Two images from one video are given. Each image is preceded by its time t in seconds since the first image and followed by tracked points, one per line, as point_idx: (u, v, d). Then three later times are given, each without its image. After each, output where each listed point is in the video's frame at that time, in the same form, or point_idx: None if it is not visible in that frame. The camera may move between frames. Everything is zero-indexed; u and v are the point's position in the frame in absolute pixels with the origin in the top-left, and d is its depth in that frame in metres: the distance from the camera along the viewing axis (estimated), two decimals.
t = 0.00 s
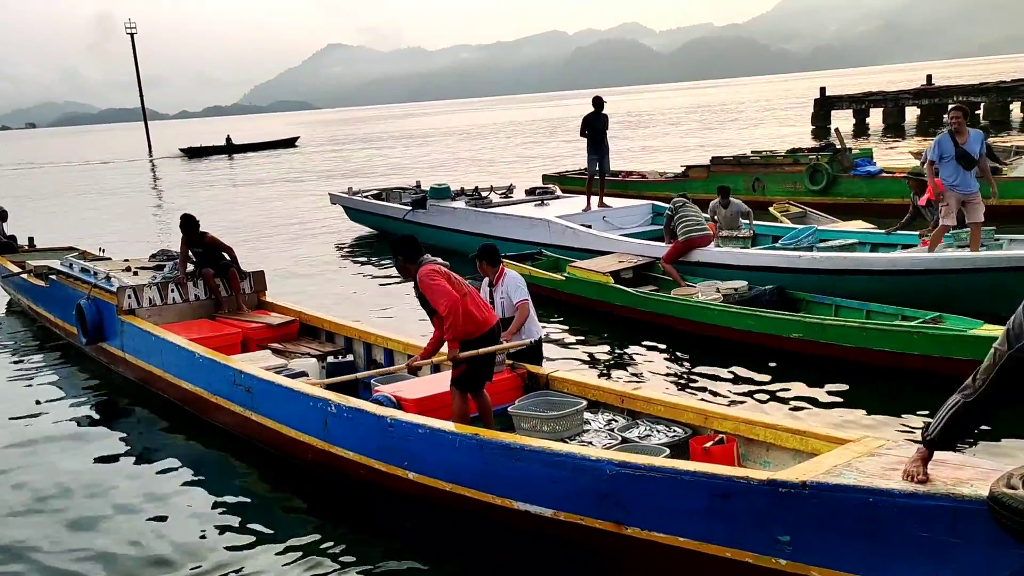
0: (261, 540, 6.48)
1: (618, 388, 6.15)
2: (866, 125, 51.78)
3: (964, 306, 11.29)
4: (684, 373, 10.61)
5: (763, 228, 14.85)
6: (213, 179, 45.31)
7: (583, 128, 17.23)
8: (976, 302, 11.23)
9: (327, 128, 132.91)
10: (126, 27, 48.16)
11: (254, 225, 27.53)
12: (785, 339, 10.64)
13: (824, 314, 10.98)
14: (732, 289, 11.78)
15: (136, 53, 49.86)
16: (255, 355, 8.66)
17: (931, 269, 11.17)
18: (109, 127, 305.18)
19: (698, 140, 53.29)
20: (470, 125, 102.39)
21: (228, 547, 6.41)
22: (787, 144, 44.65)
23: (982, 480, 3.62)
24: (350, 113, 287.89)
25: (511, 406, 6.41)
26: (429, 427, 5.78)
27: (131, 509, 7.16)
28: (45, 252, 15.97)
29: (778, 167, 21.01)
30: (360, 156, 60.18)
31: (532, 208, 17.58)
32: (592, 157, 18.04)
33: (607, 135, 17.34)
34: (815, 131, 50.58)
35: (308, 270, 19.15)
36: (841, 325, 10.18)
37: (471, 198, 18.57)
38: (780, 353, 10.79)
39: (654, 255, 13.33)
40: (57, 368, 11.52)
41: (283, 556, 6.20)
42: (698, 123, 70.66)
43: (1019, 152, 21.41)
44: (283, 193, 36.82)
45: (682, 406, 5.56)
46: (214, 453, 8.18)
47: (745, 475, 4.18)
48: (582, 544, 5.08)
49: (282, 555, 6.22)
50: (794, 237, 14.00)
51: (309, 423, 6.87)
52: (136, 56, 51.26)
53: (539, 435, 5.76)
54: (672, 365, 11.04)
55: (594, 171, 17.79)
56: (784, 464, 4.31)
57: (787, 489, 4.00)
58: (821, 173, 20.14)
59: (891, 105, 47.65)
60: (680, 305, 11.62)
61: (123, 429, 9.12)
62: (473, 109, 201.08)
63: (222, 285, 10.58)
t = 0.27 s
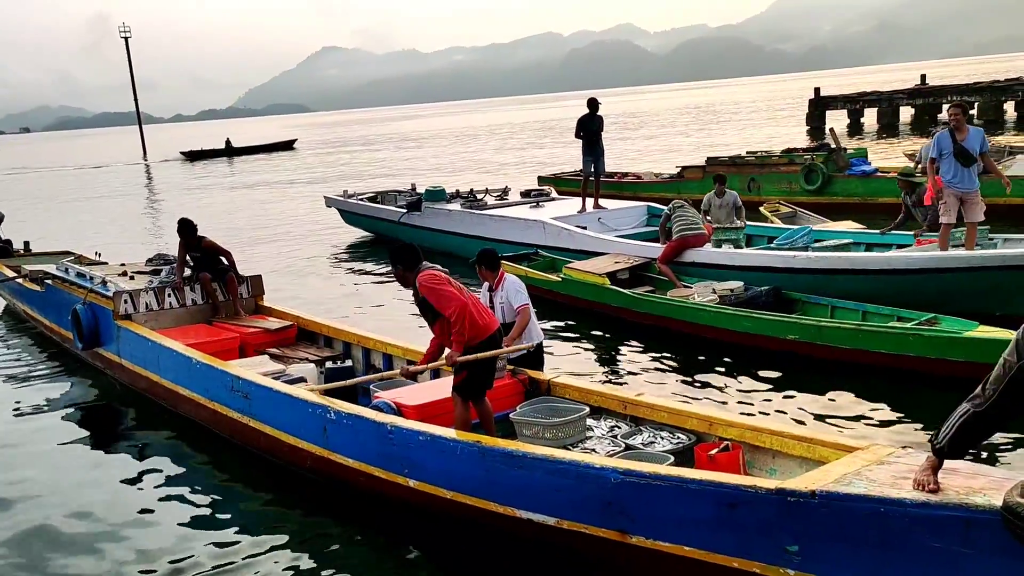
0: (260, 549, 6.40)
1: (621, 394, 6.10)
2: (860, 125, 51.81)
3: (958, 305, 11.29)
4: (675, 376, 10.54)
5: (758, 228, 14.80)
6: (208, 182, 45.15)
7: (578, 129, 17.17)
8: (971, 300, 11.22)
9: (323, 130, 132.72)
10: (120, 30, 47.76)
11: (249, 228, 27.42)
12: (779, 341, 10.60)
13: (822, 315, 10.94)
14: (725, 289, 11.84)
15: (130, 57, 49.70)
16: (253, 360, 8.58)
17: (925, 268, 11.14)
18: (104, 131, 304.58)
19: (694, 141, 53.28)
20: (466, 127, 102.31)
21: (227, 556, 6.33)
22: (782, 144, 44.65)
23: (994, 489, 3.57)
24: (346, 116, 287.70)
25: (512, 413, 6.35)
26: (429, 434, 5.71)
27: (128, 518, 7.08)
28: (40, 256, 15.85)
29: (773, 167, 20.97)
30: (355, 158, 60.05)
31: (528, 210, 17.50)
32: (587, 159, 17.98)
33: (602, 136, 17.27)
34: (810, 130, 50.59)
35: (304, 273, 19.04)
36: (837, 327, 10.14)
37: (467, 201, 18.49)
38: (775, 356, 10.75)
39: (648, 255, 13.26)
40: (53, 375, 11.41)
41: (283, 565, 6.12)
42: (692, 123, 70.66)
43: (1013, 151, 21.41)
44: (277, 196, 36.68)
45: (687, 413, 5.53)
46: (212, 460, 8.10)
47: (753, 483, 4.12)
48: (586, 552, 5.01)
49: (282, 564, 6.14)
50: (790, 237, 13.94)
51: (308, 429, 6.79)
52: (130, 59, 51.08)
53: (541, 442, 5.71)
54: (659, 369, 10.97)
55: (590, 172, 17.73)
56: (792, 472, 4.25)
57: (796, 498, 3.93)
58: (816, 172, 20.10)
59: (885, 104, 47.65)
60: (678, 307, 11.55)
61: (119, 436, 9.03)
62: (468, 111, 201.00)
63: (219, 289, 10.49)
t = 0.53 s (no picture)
0: (260, 555, 6.33)
1: (622, 398, 6.05)
2: (855, 125, 51.84)
3: (954, 306, 11.26)
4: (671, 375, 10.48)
5: (753, 228, 14.76)
6: (202, 185, 44.98)
7: (573, 131, 17.11)
8: (967, 301, 11.19)
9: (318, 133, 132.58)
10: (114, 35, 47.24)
11: (244, 231, 27.32)
12: (776, 340, 10.56)
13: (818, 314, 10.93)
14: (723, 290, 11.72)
15: (124, 61, 49.57)
16: (250, 365, 8.51)
17: (920, 267, 11.11)
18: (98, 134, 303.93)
19: (689, 142, 53.24)
20: (461, 128, 102.26)
21: (227, 562, 6.26)
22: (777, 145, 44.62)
23: (1005, 496, 3.54)
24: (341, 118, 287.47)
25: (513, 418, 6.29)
26: (430, 440, 5.65)
27: (126, 525, 7.00)
28: (35, 260, 15.74)
29: (768, 167, 20.94)
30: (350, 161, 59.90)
31: (523, 212, 17.44)
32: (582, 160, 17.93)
33: (597, 137, 17.22)
34: (805, 130, 50.62)
35: (300, 276, 18.96)
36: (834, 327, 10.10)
37: (462, 203, 18.42)
38: (772, 356, 10.71)
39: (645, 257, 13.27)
40: (48, 380, 11.32)
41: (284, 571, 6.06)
42: (687, 124, 70.66)
43: (1007, 150, 21.41)
44: (272, 199, 36.55)
45: (690, 417, 5.50)
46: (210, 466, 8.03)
47: (760, 491, 4.08)
48: (591, 560, 4.96)
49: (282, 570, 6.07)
50: (785, 236, 13.89)
51: (307, 435, 6.72)
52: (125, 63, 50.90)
53: (543, 447, 5.67)
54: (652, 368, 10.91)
55: (585, 173, 17.68)
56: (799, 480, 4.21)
57: (804, 507, 3.90)
58: (811, 172, 20.06)
59: (880, 104, 47.63)
60: (676, 308, 11.48)
61: (116, 442, 8.95)
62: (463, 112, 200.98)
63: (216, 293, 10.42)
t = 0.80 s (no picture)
0: (263, 559, 6.31)
1: (625, 399, 6.03)
2: (850, 125, 51.88)
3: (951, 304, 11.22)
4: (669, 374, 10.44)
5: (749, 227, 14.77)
6: (197, 187, 44.82)
7: (569, 131, 17.07)
8: (965, 299, 11.16)
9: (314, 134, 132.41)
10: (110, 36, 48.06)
11: (239, 232, 27.22)
12: (773, 339, 10.52)
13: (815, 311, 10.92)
14: (719, 288, 11.71)
15: (120, 62, 49.70)
16: (248, 367, 8.45)
17: (917, 266, 11.08)
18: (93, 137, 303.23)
19: (684, 142, 53.24)
20: (457, 129, 102.18)
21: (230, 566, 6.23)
22: (772, 145, 44.62)
23: (1016, 502, 3.55)
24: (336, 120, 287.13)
25: (515, 421, 6.26)
26: (432, 446, 5.62)
27: (128, 529, 6.96)
28: (31, 262, 15.66)
29: (763, 168, 20.93)
30: (345, 162, 59.78)
31: (520, 212, 17.40)
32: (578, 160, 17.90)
33: (593, 137, 17.20)
34: (800, 130, 50.65)
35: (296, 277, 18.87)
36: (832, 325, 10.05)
37: (458, 204, 18.37)
38: (769, 354, 10.67)
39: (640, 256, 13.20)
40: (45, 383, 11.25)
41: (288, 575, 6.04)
42: (683, 125, 70.67)
43: (1001, 150, 21.43)
44: (267, 200, 36.43)
45: (694, 420, 5.47)
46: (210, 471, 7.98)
47: (768, 497, 4.10)
48: (596, 566, 4.96)
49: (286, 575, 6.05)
50: (780, 235, 13.86)
51: (307, 439, 6.69)
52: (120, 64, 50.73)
53: (546, 451, 5.64)
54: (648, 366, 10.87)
55: (580, 174, 17.66)
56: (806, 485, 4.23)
57: (812, 513, 3.93)
58: (807, 173, 20.05)
59: (875, 103, 47.68)
60: (674, 308, 11.44)
61: (115, 445, 8.91)
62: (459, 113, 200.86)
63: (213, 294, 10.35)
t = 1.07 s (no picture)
0: (265, 562, 6.28)
1: (628, 399, 5.99)
2: (847, 123, 51.87)
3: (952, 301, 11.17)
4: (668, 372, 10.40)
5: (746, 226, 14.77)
6: (194, 187, 44.70)
7: (566, 131, 17.02)
8: (965, 296, 11.13)
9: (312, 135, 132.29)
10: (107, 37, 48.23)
11: (237, 233, 27.14)
12: (772, 336, 10.48)
13: (813, 309, 10.88)
14: (718, 287, 11.71)
15: (116, 62, 49.57)
16: (248, 368, 8.40)
17: (915, 263, 11.03)
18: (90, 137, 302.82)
19: (681, 141, 53.20)
20: (454, 129, 102.07)
21: (232, 570, 6.19)
22: (769, 144, 44.59)
23: None
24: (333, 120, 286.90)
25: (518, 421, 6.22)
26: (435, 448, 5.58)
27: (129, 532, 6.93)
28: (28, 262, 15.59)
29: (760, 167, 20.90)
30: (342, 162, 59.66)
31: (518, 212, 17.36)
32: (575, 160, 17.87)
33: (590, 136, 17.15)
34: (798, 128, 50.65)
35: (293, 278, 18.81)
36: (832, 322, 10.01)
37: (456, 204, 18.32)
38: (769, 351, 10.63)
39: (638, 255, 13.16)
40: (43, 385, 11.20)
41: None
42: (680, 124, 70.65)
43: (998, 148, 21.43)
44: (263, 201, 36.33)
45: (699, 420, 5.44)
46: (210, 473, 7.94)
47: (776, 500, 4.08)
48: (602, 568, 4.94)
49: None
50: (778, 234, 13.85)
51: (308, 442, 6.64)
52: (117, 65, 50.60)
53: (550, 452, 5.60)
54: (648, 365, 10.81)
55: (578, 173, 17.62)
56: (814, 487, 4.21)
57: (821, 516, 3.92)
58: (804, 172, 20.03)
59: (872, 102, 47.69)
60: (673, 306, 11.38)
61: (116, 448, 8.87)
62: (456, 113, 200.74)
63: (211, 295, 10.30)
